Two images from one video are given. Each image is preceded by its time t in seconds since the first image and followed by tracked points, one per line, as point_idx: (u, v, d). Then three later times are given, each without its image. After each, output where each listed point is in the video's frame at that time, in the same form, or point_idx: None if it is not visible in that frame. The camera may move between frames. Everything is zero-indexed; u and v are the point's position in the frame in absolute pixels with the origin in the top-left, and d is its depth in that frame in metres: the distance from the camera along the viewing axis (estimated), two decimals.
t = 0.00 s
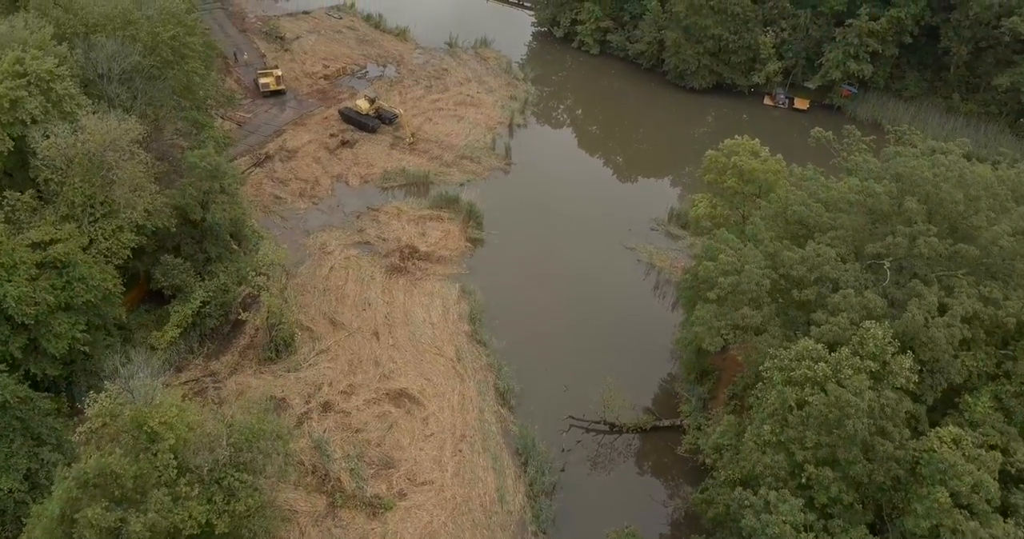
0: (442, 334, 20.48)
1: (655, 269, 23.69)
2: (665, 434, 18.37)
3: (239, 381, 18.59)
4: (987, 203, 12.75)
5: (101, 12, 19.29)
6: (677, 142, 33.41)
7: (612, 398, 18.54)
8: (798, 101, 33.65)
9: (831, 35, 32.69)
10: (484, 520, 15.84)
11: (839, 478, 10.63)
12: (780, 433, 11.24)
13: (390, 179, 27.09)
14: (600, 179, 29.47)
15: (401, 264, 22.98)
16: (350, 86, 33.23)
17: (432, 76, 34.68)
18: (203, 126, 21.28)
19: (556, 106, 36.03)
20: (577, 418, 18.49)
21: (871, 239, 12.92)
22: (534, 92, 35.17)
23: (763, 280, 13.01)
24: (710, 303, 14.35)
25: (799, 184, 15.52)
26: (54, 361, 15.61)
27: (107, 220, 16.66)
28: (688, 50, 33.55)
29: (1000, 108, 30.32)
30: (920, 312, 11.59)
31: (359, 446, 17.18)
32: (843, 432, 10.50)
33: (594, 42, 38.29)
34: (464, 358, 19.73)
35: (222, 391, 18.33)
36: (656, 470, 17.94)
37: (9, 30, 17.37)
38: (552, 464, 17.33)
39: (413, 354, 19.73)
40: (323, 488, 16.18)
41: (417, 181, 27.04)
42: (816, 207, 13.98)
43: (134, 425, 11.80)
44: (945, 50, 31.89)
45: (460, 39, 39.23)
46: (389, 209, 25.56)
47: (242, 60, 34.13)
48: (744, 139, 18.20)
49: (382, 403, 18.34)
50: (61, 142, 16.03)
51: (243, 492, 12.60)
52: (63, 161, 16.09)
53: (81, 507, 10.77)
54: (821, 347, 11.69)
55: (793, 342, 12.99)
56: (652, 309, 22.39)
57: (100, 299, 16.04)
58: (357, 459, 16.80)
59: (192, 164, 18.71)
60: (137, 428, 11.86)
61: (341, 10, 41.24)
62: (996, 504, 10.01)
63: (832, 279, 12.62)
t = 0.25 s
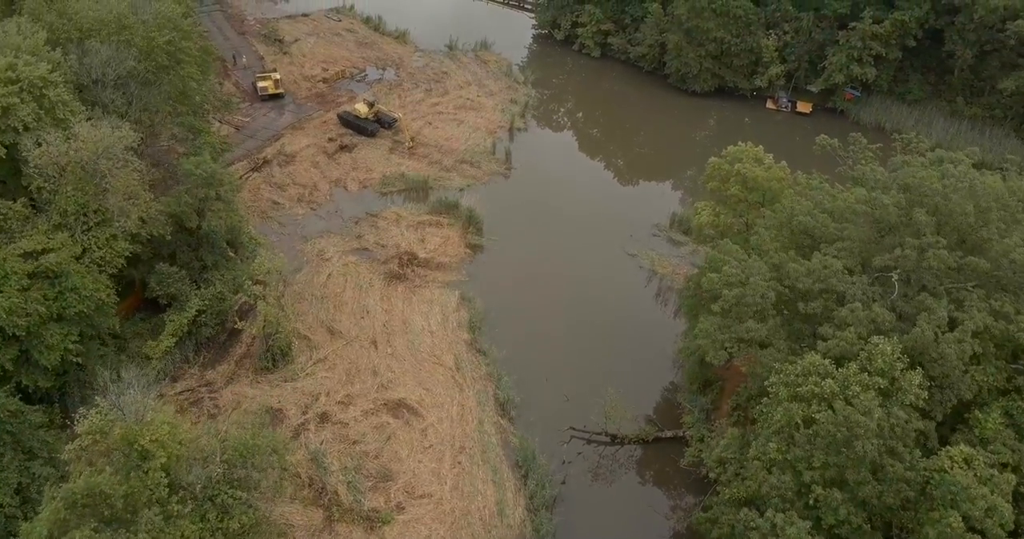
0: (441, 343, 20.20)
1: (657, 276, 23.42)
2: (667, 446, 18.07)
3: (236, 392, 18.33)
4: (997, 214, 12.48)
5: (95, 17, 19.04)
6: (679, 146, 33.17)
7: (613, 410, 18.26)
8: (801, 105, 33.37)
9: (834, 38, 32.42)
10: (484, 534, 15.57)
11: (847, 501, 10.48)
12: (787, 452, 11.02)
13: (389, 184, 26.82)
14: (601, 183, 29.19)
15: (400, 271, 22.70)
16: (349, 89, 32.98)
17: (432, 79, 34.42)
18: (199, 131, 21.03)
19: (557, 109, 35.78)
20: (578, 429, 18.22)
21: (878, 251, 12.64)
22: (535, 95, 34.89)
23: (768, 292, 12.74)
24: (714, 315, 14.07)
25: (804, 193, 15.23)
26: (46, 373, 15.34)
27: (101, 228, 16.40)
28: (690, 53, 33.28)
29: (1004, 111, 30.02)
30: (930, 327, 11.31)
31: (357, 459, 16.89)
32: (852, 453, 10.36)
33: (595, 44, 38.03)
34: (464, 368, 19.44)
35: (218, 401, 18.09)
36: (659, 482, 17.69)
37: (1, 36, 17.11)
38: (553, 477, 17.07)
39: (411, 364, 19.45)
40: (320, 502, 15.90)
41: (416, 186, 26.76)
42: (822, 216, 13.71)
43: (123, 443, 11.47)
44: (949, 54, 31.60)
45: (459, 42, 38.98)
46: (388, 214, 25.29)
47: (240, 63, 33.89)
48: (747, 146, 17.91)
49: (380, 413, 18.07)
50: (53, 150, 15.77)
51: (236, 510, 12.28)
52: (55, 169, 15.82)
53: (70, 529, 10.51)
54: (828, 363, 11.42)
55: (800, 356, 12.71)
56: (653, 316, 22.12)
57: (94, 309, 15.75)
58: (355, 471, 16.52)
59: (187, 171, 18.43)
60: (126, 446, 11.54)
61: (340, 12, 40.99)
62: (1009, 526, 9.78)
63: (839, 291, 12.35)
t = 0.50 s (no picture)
0: (440, 352, 19.94)
1: (659, 283, 23.16)
2: (670, 457, 17.78)
3: (232, 402, 18.06)
4: (1008, 226, 12.20)
5: (89, 22, 18.81)
6: (680, 150, 32.92)
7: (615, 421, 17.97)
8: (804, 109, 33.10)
9: (837, 42, 32.12)
10: None
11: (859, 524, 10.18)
12: (795, 472, 10.80)
13: (388, 189, 26.56)
14: (602, 188, 28.91)
15: (399, 277, 22.44)
16: (348, 93, 32.74)
17: (432, 82, 34.17)
18: (195, 136, 20.78)
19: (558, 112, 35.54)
20: (579, 441, 17.94)
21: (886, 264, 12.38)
22: (535, 98, 34.62)
23: (773, 306, 12.47)
24: (717, 327, 13.81)
25: (809, 203, 14.95)
26: (38, 384, 15.10)
27: (94, 236, 16.15)
28: (692, 57, 33.01)
29: (1010, 115, 29.72)
30: (940, 343, 11.03)
31: (355, 470, 16.61)
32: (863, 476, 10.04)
33: (596, 47, 37.78)
34: (463, 377, 19.17)
35: (213, 411, 17.83)
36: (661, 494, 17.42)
37: None
38: (554, 490, 16.81)
39: (410, 373, 19.19)
40: (317, 516, 15.62)
41: (415, 192, 26.50)
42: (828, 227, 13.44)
43: (114, 462, 11.19)
44: (953, 57, 31.32)
45: (460, 44, 38.73)
46: (386, 220, 25.03)
47: (239, 66, 33.66)
48: (751, 154, 17.64)
49: (378, 424, 17.80)
50: (45, 158, 15.52)
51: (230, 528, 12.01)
52: (47, 177, 15.57)
53: None
54: (836, 380, 11.15)
55: (806, 370, 12.44)
56: (656, 324, 21.86)
57: (87, 319, 15.47)
58: (352, 484, 16.24)
59: (182, 178, 18.16)
60: (117, 465, 11.25)
61: (339, 15, 40.77)
62: None
63: (846, 305, 12.08)
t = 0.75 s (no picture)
0: (439, 361, 19.66)
1: (661, 290, 22.87)
2: (673, 469, 17.50)
3: (228, 412, 17.80)
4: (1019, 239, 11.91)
5: (84, 27, 18.58)
6: (682, 154, 32.65)
7: (617, 433, 17.70)
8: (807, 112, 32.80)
9: (840, 45, 31.80)
10: None
11: None
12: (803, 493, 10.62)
13: (387, 194, 26.30)
14: (604, 192, 28.64)
15: (397, 284, 22.18)
16: (346, 96, 32.47)
17: (432, 85, 33.91)
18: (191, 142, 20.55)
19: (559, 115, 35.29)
20: (580, 452, 17.67)
21: (894, 278, 12.09)
22: (535, 102, 34.35)
23: (778, 319, 12.19)
24: (721, 340, 13.54)
25: (815, 213, 14.67)
26: (29, 396, 14.87)
27: (87, 245, 15.88)
28: (693, 60, 32.70)
29: (1015, 119, 29.39)
30: (951, 360, 10.75)
31: (352, 483, 16.33)
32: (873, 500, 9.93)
33: (597, 50, 37.50)
34: (462, 387, 18.91)
35: (209, 422, 17.57)
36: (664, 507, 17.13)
37: None
38: (556, 503, 16.57)
39: (409, 383, 18.93)
40: (313, 530, 15.35)
41: (414, 197, 26.24)
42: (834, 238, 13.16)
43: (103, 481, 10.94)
44: (958, 60, 30.98)
45: (460, 47, 38.47)
46: (385, 225, 24.77)
47: (237, 69, 33.41)
48: (754, 161, 17.36)
49: (375, 435, 17.53)
50: (36, 166, 15.25)
51: None
52: (38, 186, 15.29)
53: None
54: (843, 397, 10.89)
55: (812, 385, 12.17)
56: (657, 332, 21.57)
57: (79, 330, 15.20)
58: (349, 497, 15.96)
59: (176, 185, 17.86)
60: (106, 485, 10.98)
61: (339, 17, 40.52)
62: None
63: (854, 319, 11.79)
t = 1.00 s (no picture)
0: (438, 370, 19.38)
1: (663, 296, 22.59)
2: (675, 481, 17.22)
3: (223, 423, 17.54)
4: None
5: (78, 32, 18.34)
6: (684, 158, 32.39)
7: (618, 443, 17.43)
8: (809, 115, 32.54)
9: (844, 48, 31.51)
10: None
11: None
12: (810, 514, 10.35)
13: (386, 199, 26.04)
14: (605, 196, 28.36)
15: (396, 292, 21.91)
16: (345, 99, 32.22)
17: (431, 88, 33.65)
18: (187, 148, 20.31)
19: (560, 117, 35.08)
20: (581, 464, 17.40)
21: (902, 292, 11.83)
22: (536, 105, 34.08)
23: (784, 333, 11.93)
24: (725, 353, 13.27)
25: (820, 222, 14.39)
26: (20, 408, 14.64)
27: (80, 254, 15.62)
28: (695, 62, 32.41)
29: (1020, 122, 29.07)
30: (962, 378, 10.47)
31: (349, 496, 16.07)
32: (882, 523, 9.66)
33: (598, 52, 37.23)
34: (461, 397, 18.64)
35: (204, 433, 17.31)
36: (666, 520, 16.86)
37: None
38: (556, 516, 16.30)
39: (408, 392, 18.65)
40: None
41: (414, 202, 25.97)
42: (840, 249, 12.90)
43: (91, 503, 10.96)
44: (962, 63, 30.67)
45: (460, 49, 38.21)
46: (384, 231, 24.50)
47: (235, 72, 33.15)
48: (758, 168, 17.09)
49: (373, 446, 17.26)
50: (27, 175, 14.98)
51: None
52: (30, 195, 15.02)
53: None
54: (851, 414, 10.63)
55: (818, 400, 11.91)
56: (660, 339, 21.26)
57: (71, 341, 14.92)
58: (346, 510, 15.70)
59: (171, 193, 17.57)
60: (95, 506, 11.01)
61: (338, 19, 40.27)
62: None
63: (861, 334, 11.52)
